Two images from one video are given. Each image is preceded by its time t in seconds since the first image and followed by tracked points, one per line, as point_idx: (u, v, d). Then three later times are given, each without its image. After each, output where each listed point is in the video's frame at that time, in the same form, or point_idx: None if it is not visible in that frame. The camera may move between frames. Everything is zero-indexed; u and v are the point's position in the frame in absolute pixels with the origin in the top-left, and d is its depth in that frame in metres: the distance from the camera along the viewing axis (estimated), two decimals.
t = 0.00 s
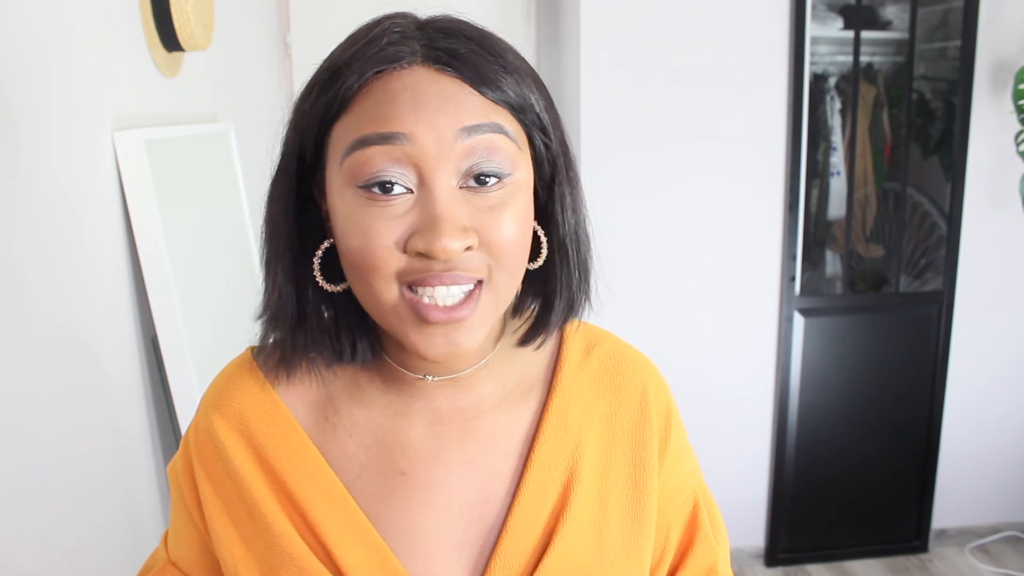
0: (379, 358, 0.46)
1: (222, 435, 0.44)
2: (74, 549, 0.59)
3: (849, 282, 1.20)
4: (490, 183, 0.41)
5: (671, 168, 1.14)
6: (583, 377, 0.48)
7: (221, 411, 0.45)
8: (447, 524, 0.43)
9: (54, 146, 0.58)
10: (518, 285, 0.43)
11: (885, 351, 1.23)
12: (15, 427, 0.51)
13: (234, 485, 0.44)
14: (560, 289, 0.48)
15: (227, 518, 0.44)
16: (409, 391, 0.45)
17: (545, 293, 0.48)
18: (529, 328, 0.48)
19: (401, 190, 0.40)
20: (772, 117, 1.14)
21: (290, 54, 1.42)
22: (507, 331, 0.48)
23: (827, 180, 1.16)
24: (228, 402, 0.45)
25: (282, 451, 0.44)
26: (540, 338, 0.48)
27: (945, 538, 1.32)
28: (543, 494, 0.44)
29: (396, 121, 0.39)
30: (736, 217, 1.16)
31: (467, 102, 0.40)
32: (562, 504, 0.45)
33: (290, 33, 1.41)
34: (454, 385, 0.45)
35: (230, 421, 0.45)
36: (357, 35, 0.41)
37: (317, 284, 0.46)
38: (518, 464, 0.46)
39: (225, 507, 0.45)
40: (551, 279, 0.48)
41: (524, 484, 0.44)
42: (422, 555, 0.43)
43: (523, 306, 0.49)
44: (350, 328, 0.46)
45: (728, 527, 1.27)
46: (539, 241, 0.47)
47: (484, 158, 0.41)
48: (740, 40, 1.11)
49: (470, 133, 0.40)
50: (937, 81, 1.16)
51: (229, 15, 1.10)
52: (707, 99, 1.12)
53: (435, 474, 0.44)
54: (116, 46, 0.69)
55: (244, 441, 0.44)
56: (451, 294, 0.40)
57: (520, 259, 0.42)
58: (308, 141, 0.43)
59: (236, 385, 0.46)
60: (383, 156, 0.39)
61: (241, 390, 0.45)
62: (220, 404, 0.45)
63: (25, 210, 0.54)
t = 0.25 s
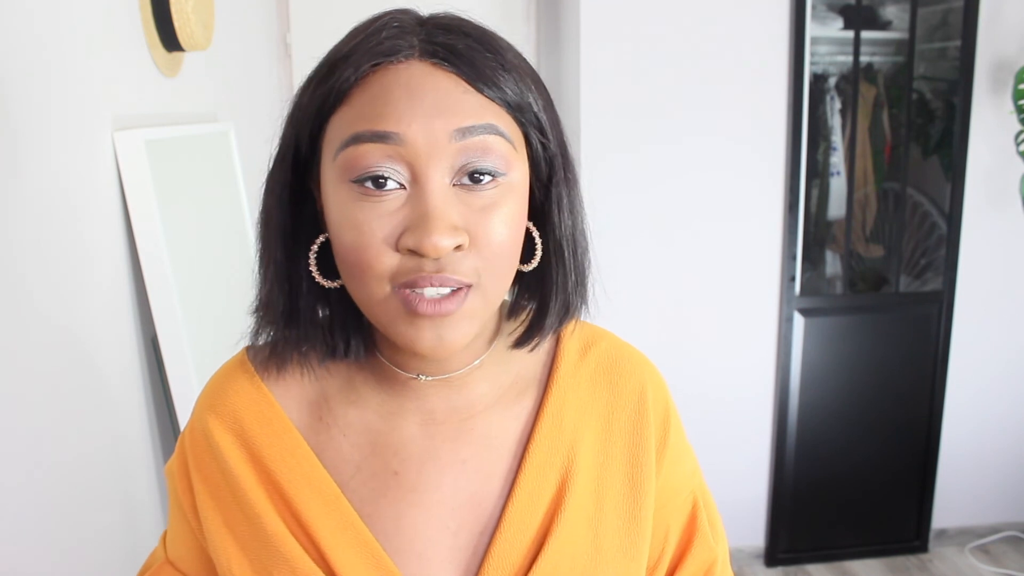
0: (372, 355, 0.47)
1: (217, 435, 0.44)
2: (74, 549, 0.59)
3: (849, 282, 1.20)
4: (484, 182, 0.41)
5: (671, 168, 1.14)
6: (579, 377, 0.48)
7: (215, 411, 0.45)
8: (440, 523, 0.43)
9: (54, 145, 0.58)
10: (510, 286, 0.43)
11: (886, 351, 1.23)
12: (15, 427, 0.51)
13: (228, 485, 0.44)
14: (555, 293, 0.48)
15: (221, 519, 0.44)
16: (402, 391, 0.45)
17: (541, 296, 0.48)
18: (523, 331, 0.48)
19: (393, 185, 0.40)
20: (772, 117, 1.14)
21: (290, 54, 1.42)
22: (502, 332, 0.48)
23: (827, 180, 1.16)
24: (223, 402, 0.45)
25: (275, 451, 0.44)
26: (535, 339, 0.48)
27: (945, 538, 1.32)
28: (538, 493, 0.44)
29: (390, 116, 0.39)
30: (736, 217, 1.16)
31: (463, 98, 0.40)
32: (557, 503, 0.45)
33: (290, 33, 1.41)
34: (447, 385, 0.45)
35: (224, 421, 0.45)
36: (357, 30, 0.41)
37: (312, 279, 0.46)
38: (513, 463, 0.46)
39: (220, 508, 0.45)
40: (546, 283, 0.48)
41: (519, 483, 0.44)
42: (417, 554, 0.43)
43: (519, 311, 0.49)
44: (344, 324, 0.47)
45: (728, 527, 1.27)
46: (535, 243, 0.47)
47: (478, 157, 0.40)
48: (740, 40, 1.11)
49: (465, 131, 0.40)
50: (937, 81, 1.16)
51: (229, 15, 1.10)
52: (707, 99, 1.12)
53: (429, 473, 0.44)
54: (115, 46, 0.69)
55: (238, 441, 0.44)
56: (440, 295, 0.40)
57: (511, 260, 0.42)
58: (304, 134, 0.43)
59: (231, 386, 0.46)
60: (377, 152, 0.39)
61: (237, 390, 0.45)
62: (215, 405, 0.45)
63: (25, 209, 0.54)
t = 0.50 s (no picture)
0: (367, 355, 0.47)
1: (211, 441, 0.44)
2: (74, 550, 0.59)
3: (849, 282, 1.20)
4: (485, 177, 0.41)
5: (670, 168, 1.14)
6: (576, 378, 0.48)
7: (210, 417, 0.45)
8: (436, 527, 0.43)
9: (54, 145, 0.58)
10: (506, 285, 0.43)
11: (886, 351, 1.23)
12: (14, 427, 0.51)
13: (223, 491, 0.44)
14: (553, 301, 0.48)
15: (217, 525, 0.44)
16: (398, 393, 0.45)
17: (538, 305, 0.48)
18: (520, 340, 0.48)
19: (394, 176, 0.40)
20: (772, 117, 1.14)
21: (290, 54, 1.42)
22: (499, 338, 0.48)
23: (827, 180, 1.16)
24: (217, 408, 0.45)
25: (270, 456, 0.44)
26: (532, 346, 0.48)
27: (945, 538, 1.32)
28: (535, 495, 0.44)
29: (394, 106, 0.39)
30: (736, 217, 1.16)
31: (468, 93, 0.40)
32: (554, 505, 0.45)
33: (290, 33, 1.41)
34: (444, 387, 0.45)
35: (219, 427, 0.45)
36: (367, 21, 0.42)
37: (308, 271, 0.46)
38: (510, 464, 0.46)
39: (215, 515, 0.45)
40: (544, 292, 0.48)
41: (515, 485, 0.44)
42: (413, 557, 0.43)
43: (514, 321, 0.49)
44: (337, 324, 0.47)
45: (729, 527, 1.27)
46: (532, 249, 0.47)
47: (480, 152, 0.40)
48: (740, 40, 1.11)
49: (468, 127, 0.40)
50: (937, 81, 1.16)
51: (229, 15, 1.10)
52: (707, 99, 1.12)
53: (426, 475, 0.44)
54: (115, 46, 0.69)
55: (233, 446, 0.45)
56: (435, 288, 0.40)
57: (508, 257, 0.42)
58: (308, 123, 0.43)
59: (225, 390, 0.46)
60: (379, 141, 0.39)
61: (232, 395, 0.45)
62: (209, 411, 0.45)
63: (25, 209, 0.54)
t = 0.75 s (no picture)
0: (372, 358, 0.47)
1: (210, 439, 0.44)
2: (73, 550, 0.59)
3: (849, 282, 1.20)
4: (497, 163, 0.41)
5: (670, 168, 1.14)
6: (582, 383, 0.48)
7: (208, 415, 0.45)
8: (438, 530, 0.43)
9: (54, 146, 0.58)
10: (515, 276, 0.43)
11: (885, 351, 1.23)
12: (13, 428, 0.51)
13: (222, 490, 0.44)
14: (565, 304, 0.48)
15: (214, 524, 0.44)
16: (403, 395, 0.45)
17: (547, 309, 0.48)
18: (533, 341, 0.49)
19: (407, 160, 0.40)
20: (772, 117, 1.14)
21: (290, 54, 1.42)
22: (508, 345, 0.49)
23: (827, 180, 1.16)
24: (216, 406, 0.45)
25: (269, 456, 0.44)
26: (545, 348, 0.48)
27: (945, 538, 1.32)
28: (540, 499, 0.44)
29: (409, 90, 0.40)
30: (736, 217, 1.16)
31: (482, 80, 0.41)
32: (560, 509, 0.45)
33: (290, 33, 1.41)
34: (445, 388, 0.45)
35: (218, 426, 0.45)
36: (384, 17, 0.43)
37: (312, 266, 0.46)
38: (515, 468, 0.45)
39: (212, 513, 0.44)
40: (554, 294, 0.48)
41: (521, 489, 0.44)
42: (415, 561, 0.42)
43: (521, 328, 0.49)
44: (343, 327, 0.47)
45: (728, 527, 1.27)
46: (541, 249, 0.48)
47: (493, 138, 0.41)
48: (740, 40, 1.11)
49: (482, 112, 0.41)
50: (937, 80, 1.16)
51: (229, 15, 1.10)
52: (706, 99, 1.12)
53: (429, 478, 0.43)
54: (116, 46, 0.69)
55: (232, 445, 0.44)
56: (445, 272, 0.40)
57: (517, 247, 0.42)
58: (321, 116, 0.44)
59: (223, 389, 0.46)
60: (394, 124, 0.40)
61: (231, 394, 0.45)
62: (207, 409, 0.45)
63: (25, 210, 0.54)
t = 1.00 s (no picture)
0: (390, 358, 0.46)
1: (227, 423, 0.45)
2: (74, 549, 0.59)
3: (849, 282, 1.20)
4: (505, 200, 0.39)
5: (670, 167, 1.14)
6: (583, 375, 0.48)
7: (225, 400, 0.45)
8: (450, 519, 0.43)
9: (54, 145, 0.58)
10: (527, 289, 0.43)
11: (885, 350, 1.23)
12: (14, 427, 0.51)
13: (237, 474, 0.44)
14: (569, 285, 0.48)
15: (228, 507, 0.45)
16: (412, 390, 0.45)
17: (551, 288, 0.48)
18: (538, 320, 0.49)
19: (416, 214, 0.38)
20: (772, 117, 1.14)
21: (290, 54, 1.42)
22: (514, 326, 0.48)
23: (827, 180, 1.16)
24: (233, 391, 0.46)
25: (286, 442, 0.44)
26: (552, 326, 0.49)
27: (945, 538, 1.32)
28: (546, 490, 0.44)
29: (409, 142, 0.37)
30: (736, 216, 1.16)
31: (481, 115, 0.38)
32: (564, 499, 0.45)
33: (290, 33, 1.41)
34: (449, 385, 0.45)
35: (235, 411, 0.45)
36: (362, 39, 0.39)
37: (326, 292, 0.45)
38: (521, 459, 0.45)
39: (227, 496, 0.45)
40: (558, 275, 0.48)
41: (527, 479, 0.44)
42: (426, 549, 0.42)
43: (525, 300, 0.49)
44: (361, 336, 0.46)
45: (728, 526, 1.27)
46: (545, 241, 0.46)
47: (500, 175, 0.39)
48: (740, 40, 1.11)
49: (486, 152, 0.38)
50: (936, 81, 1.16)
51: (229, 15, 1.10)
52: (707, 99, 1.12)
53: (438, 468, 0.43)
54: (116, 46, 0.69)
55: (249, 430, 0.45)
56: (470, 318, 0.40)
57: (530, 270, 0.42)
58: (311, 152, 0.41)
59: (241, 375, 0.46)
60: (399, 182, 0.37)
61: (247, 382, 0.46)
62: (224, 394, 0.46)
63: (25, 210, 0.54)
